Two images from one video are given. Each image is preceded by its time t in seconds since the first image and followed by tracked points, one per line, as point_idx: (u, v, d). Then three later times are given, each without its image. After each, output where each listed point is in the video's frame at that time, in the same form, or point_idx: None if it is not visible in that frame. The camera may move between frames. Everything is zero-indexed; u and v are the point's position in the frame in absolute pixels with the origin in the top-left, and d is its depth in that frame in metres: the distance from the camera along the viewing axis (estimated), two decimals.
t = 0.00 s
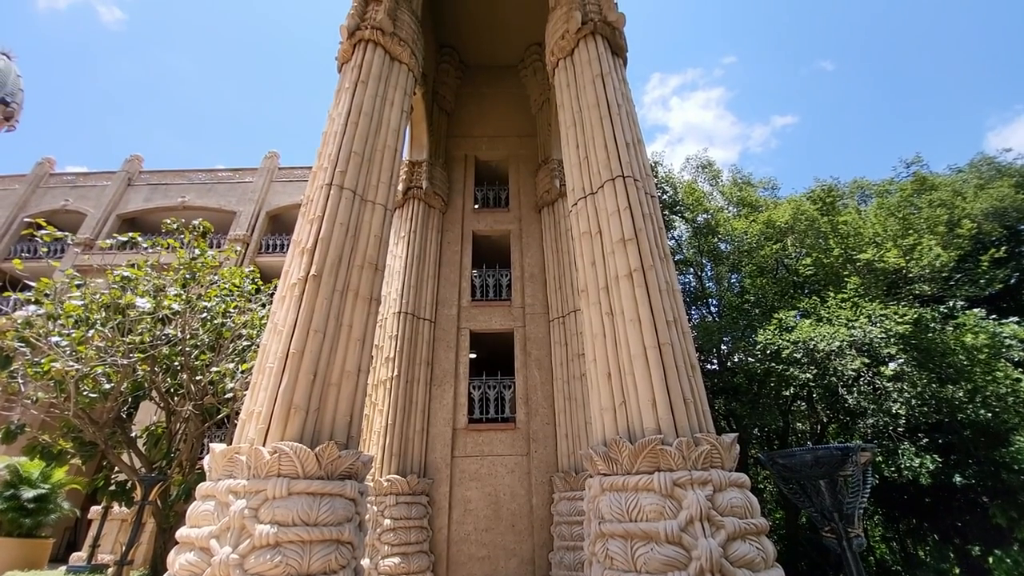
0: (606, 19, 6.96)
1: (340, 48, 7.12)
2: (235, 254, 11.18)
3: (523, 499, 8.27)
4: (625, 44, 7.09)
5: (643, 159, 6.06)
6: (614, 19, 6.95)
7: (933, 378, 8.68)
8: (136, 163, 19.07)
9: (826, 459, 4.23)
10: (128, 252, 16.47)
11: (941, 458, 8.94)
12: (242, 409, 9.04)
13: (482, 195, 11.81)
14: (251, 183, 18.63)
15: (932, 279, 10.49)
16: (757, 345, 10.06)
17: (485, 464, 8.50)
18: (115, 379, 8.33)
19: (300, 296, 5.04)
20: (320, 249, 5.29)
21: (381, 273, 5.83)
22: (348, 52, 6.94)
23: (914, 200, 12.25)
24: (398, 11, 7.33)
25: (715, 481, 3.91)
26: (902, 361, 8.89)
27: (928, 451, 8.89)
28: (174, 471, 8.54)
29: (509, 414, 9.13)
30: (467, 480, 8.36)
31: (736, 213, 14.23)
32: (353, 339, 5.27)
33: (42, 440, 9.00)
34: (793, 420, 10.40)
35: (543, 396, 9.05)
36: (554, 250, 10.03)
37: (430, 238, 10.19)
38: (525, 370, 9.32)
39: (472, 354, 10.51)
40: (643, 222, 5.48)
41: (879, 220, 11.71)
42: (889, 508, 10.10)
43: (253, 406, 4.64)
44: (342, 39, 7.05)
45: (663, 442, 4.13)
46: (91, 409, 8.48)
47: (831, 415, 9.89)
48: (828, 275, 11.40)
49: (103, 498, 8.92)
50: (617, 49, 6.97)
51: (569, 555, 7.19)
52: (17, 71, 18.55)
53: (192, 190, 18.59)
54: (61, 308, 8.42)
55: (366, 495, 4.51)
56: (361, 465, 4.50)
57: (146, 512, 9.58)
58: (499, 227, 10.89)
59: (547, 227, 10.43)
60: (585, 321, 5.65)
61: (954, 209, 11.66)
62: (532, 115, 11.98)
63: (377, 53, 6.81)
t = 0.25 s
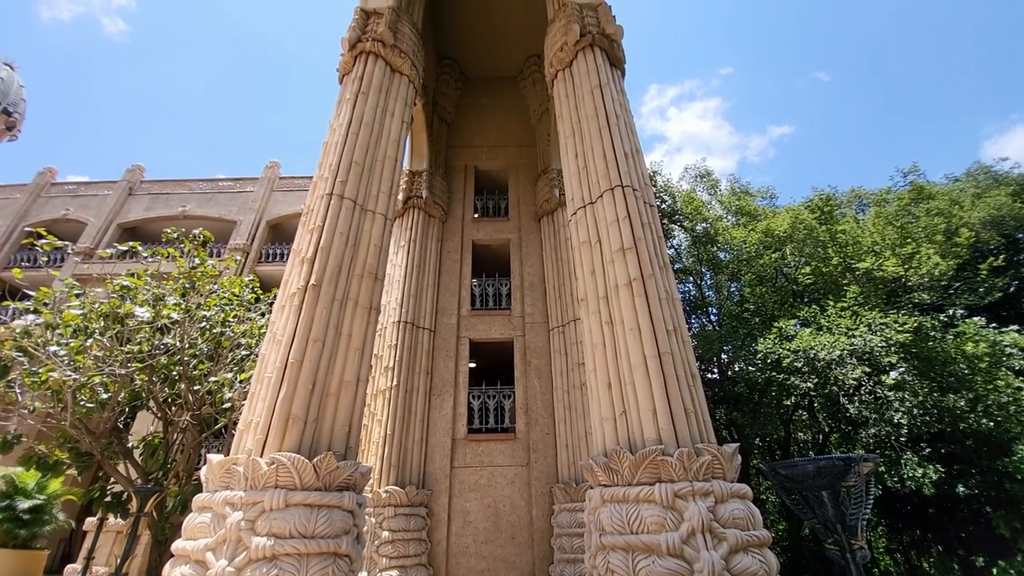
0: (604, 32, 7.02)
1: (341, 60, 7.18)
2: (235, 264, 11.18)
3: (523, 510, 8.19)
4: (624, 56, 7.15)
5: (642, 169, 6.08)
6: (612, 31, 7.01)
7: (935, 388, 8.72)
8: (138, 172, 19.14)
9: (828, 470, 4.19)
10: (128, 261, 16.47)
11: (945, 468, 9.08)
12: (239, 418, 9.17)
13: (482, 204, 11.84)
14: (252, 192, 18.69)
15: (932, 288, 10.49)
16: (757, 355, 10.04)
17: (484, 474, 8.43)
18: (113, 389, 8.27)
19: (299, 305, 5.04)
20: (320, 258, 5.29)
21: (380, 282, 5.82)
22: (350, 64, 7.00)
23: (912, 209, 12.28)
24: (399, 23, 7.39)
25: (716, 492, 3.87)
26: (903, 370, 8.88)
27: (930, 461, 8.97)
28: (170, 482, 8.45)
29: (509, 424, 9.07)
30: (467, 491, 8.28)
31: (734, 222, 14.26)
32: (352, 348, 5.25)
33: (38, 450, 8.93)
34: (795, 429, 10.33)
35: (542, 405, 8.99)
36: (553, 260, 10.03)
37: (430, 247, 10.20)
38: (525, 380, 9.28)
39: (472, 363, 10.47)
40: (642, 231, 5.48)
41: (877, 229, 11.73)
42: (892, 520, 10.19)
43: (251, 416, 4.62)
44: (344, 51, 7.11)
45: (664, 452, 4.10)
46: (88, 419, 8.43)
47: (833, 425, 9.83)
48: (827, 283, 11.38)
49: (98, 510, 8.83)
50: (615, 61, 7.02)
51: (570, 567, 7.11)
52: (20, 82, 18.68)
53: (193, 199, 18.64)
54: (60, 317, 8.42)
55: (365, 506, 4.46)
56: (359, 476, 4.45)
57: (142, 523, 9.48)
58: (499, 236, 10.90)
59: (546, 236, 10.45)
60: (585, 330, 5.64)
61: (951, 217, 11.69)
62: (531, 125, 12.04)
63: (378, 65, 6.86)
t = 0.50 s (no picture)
0: (602, 44, 7.09)
1: (342, 72, 7.23)
2: (234, 274, 11.19)
3: (523, 522, 8.11)
4: (621, 68, 7.20)
5: (640, 178, 6.09)
6: (610, 44, 7.07)
7: (935, 396, 8.70)
8: (138, 182, 19.18)
9: (830, 480, 4.16)
10: (127, 271, 16.45)
11: (947, 478, 9.02)
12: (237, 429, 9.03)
13: (481, 214, 11.85)
14: (252, 202, 18.73)
15: (930, 296, 10.50)
16: (757, 364, 10.02)
17: (484, 486, 8.35)
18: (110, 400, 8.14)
19: (298, 315, 5.03)
20: (319, 268, 5.28)
21: (379, 291, 5.80)
22: (350, 76, 7.04)
23: (910, 218, 12.32)
24: (399, 36, 7.45)
25: (718, 503, 3.83)
26: (903, 378, 8.87)
27: (933, 471, 9.03)
28: (166, 495, 8.36)
29: (508, 435, 9.00)
30: (466, 503, 8.20)
31: (732, 231, 14.29)
32: (351, 358, 5.22)
33: (33, 461, 8.87)
34: (796, 438, 10.16)
35: (542, 416, 8.94)
36: (552, 269, 10.03)
37: (429, 256, 10.20)
38: (524, 390, 9.23)
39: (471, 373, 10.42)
40: (641, 240, 5.49)
41: (875, 238, 11.77)
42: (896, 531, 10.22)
43: (248, 427, 4.59)
44: (345, 63, 7.16)
45: (664, 463, 4.06)
46: (84, 431, 8.36)
47: (834, 434, 9.74)
48: (826, 292, 11.37)
49: (92, 522, 8.73)
50: (613, 72, 7.07)
51: None
52: (22, 93, 18.78)
53: (193, 209, 18.67)
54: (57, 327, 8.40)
55: (362, 518, 4.40)
56: (357, 488, 4.40)
57: (137, 536, 9.37)
58: (498, 245, 10.91)
59: (545, 246, 10.46)
60: (584, 339, 5.62)
61: (949, 226, 11.73)
62: (530, 136, 12.10)
63: (378, 77, 6.90)
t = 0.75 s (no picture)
0: (599, 54, 7.14)
1: (341, 82, 7.26)
2: (233, 282, 11.16)
3: (523, 532, 8.04)
4: (619, 77, 7.25)
5: (638, 186, 6.11)
6: (607, 54, 7.12)
7: (937, 404, 8.80)
8: (138, 191, 19.21)
9: (832, 489, 4.12)
10: (125, 279, 16.42)
11: (949, 486, 9.01)
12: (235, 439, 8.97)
13: (480, 222, 11.86)
14: (251, 211, 18.75)
15: (929, 303, 10.52)
16: (757, 371, 9.99)
17: (483, 496, 8.29)
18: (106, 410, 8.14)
19: (297, 323, 5.01)
20: (318, 276, 5.28)
21: (378, 300, 5.79)
22: (350, 85, 7.07)
23: (907, 225, 12.36)
24: (399, 46, 7.50)
25: (720, 513, 3.79)
26: (904, 385, 8.87)
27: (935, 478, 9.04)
28: (162, 506, 8.29)
29: (507, 444, 8.95)
30: (465, 513, 8.13)
31: (731, 238, 14.32)
32: (350, 367, 5.19)
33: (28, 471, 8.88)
34: (797, 447, 10.07)
35: (542, 425, 8.89)
36: (552, 277, 10.03)
37: (428, 264, 10.20)
38: (524, 398, 9.19)
39: (471, 381, 10.38)
40: (640, 247, 5.49)
41: (872, 245, 11.79)
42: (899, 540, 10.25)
43: (246, 437, 4.55)
44: (344, 73, 7.19)
45: (665, 472, 4.03)
46: (80, 441, 8.29)
47: (835, 442, 9.64)
48: (825, 299, 11.37)
49: (87, 534, 8.64)
50: (611, 82, 7.11)
51: None
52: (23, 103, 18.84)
53: (192, 218, 18.68)
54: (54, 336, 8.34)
55: (360, 529, 4.35)
56: (355, 499, 4.36)
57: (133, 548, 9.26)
58: (497, 253, 10.91)
59: (544, 254, 10.47)
60: (584, 347, 5.60)
61: (945, 233, 11.77)
62: (528, 145, 12.15)
63: (378, 87, 6.93)
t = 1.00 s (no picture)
0: (598, 66, 7.19)
1: (343, 94, 7.30)
2: (234, 292, 11.15)
3: (524, 545, 7.94)
4: (618, 88, 7.29)
5: (639, 196, 6.11)
6: (606, 65, 7.17)
7: (941, 413, 8.78)
8: (141, 202, 19.29)
9: (837, 500, 4.08)
10: (126, 289, 16.42)
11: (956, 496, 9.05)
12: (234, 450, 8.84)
13: (481, 231, 11.87)
14: (253, 221, 18.81)
15: (931, 311, 10.49)
16: (759, 381, 9.94)
17: (484, 508, 8.20)
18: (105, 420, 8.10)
19: (298, 334, 4.99)
20: (319, 286, 5.27)
21: (379, 309, 5.77)
22: (352, 97, 7.11)
23: (907, 233, 12.35)
24: (401, 59, 7.55)
25: (724, 525, 3.75)
26: (907, 394, 8.83)
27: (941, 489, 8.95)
28: (159, 518, 8.20)
29: (509, 454, 8.87)
30: (466, 525, 8.04)
31: (731, 247, 14.31)
32: (350, 377, 5.16)
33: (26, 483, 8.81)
34: (801, 457, 9.98)
35: (543, 435, 8.82)
36: (552, 286, 10.02)
37: (429, 274, 10.20)
38: (525, 408, 9.13)
39: (472, 391, 10.31)
40: (640, 257, 5.48)
41: (873, 254, 11.77)
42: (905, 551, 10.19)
43: (245, 449, 4.51)
44: (346, 85, 7.24)
45: (668, 483, 3.99)
46: (79, 452, 8.23)
47: (840, 452, 9.61)
48: (826, 307, 11.32)
49: (84, 547, 8.54)
50: (610, 93, 7.14)
51: None
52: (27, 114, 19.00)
53: (194, 228, 18.74)
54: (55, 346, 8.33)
55: (360, 542, 4.30)
56: (355, 510, 4.31)
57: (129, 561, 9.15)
58: (498, 263, 10.91)
59: (545, 263, 10.46)
60: (585, 357, 5.57)
61: (946, 241, 11.76)
62: (529, 155, 12.20)
63: (379, 98, 6.98)
